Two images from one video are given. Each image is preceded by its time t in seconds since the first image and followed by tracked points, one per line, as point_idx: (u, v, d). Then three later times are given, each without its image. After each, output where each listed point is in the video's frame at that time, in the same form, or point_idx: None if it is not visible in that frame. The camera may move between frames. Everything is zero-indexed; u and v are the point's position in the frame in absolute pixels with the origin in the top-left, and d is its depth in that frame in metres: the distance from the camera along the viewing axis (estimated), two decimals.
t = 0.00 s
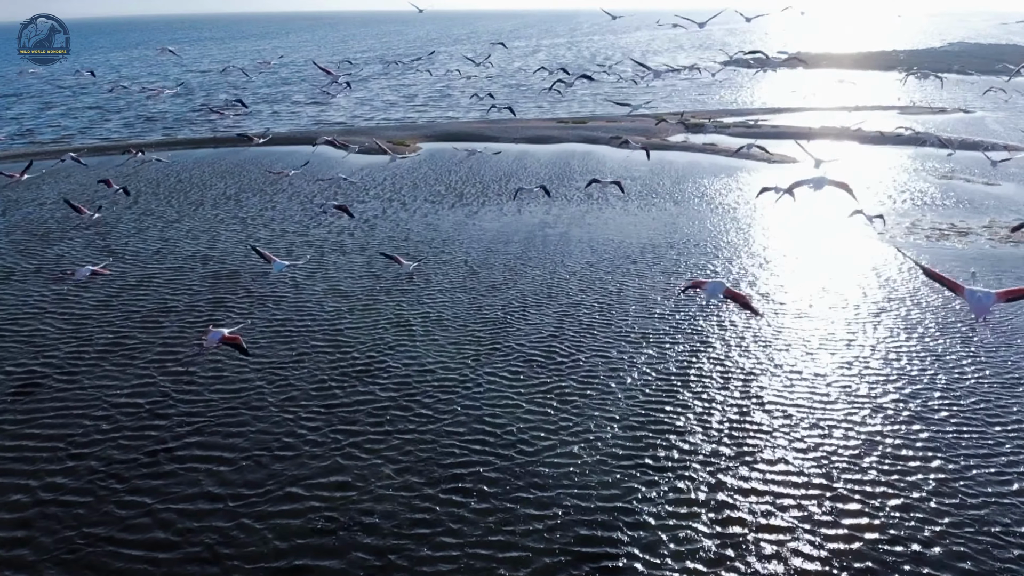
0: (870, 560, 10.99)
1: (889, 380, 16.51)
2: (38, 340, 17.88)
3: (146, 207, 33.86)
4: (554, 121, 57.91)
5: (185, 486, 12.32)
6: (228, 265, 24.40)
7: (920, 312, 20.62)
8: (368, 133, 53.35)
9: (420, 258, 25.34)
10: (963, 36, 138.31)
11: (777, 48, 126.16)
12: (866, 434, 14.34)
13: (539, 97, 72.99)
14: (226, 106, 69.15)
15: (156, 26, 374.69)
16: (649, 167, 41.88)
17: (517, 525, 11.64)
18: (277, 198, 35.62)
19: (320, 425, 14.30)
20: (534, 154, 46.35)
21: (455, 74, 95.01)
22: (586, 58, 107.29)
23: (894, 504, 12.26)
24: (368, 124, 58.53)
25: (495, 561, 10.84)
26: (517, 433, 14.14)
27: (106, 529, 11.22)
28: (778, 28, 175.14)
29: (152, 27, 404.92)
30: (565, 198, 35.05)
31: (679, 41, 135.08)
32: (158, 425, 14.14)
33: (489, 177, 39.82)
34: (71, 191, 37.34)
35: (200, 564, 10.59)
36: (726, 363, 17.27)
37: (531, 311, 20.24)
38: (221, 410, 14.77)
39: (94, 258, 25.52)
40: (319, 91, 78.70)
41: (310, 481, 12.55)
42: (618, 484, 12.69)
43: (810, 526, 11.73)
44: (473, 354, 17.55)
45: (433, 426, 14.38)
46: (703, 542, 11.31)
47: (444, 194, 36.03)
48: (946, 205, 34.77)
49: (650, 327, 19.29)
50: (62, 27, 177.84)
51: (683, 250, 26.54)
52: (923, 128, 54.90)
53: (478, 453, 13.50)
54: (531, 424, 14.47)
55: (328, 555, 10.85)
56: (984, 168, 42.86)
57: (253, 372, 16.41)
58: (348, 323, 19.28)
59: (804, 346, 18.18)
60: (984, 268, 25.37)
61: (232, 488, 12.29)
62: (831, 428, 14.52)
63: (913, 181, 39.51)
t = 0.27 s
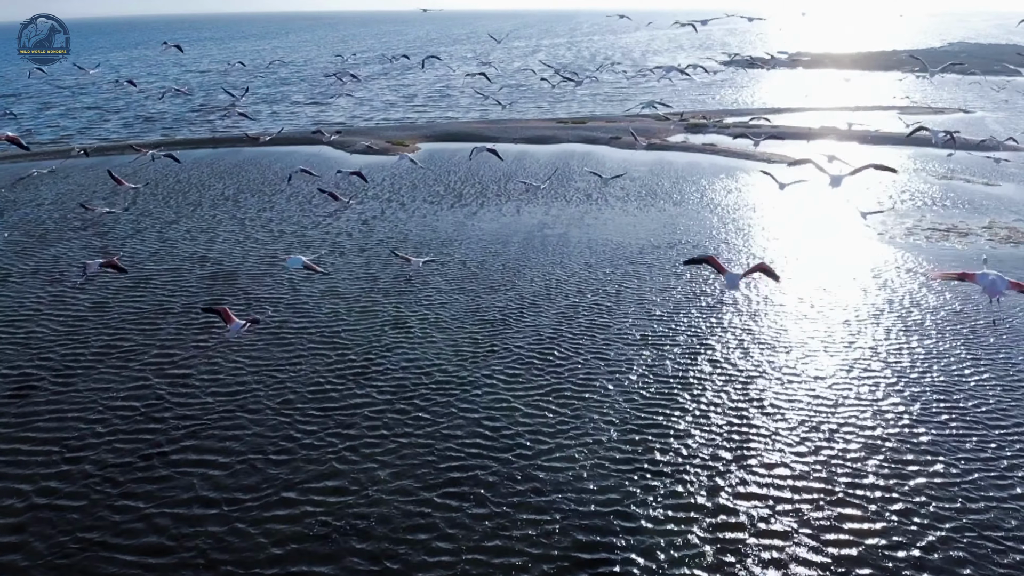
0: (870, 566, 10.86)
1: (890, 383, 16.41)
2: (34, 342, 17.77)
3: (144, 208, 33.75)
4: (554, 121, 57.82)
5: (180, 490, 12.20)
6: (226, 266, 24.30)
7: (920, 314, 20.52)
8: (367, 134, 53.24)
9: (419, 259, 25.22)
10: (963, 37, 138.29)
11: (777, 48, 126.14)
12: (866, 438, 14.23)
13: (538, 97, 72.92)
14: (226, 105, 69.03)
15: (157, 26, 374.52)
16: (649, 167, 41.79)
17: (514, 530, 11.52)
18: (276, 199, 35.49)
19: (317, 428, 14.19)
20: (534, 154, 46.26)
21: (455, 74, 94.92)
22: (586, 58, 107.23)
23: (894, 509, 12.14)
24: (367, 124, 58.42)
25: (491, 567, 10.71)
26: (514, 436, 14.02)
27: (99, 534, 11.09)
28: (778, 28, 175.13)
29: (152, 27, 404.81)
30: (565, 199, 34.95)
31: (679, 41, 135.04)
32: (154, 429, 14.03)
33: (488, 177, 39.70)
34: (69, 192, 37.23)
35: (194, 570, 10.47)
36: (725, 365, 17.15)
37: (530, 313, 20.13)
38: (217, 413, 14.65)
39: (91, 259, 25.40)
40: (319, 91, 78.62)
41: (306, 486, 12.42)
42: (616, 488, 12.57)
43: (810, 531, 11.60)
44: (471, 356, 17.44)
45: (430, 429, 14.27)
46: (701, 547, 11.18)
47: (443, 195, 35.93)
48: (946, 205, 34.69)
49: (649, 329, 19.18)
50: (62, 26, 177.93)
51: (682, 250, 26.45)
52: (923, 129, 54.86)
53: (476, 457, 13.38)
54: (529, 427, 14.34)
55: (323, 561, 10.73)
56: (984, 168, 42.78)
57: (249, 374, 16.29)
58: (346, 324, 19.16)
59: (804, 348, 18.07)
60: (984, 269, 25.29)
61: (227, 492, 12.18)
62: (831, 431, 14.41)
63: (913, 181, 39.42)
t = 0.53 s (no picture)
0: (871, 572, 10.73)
1: (891, 385, 16.28)
2: (30, 344, 17.64)
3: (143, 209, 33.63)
4: (554, 121, 57.72)
5: (174, 494, 12.06)
6: (224, 267, 24.17)
7: (921, 316, 20.40)
8: (366, 134, 53.10)
9: (417, 259, 25.10)
10: (963, 36, 138.11)
11: (777, 48, 126.09)
12: (867, 441, 14.09)
13: (538, 97, 72.82)
14: (225, 105, 68.90)
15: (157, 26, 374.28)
16: (648, 167, 41.67)
17: (512, 535, 11.37)
18: (274, 199, 35.35)
19: (313, 431, 14.05)
20: (533, 155, 46.13)
21: (455, 73, 94.83)
22: (586, 58, 107.15)
23: (896, 514, 12.00)
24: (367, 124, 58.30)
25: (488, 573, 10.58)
26: (512, 440, 13.88)
27: (92, 539, 10.95)
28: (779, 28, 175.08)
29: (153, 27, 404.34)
30: (564, 199, 34.83)
31: (679, 41, 134.94)
32: (149, 431, 13.89)
33: (487, 177, 39.58)
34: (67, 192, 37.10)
35: None
36: (724, 367, 17.03)
37: (528, 314, 20.00)
38: (213, 416, 14.51)
39: (88, 259, 25.27)
40: (319, 91, 78.53)
41: (301, 490, 12.28)
42: (615, 492, 12.44)
43: (811, 536, 11.47)
44: (469, 358, 17.32)
45: (428, 432, 14.13)
46: (700, 552, 11.05)
47: (442, 195, 35.81)
48: (947, 206, 34.59)
49: (648, 330, 19.06)
50: (62, 27, 177.92)
51: (682, 251, 26.34)
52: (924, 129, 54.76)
53: (473, 461, 13.24)
54: (527, 430, 14.21)
55: (318, 567, 10.59)
56: (985, 169, 42.69)
57: (246, 377, 16.16)
58: (343, 326, 19.04)
59: (805, 350, 17.95)
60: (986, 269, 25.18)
61: (222, 497, 12.03)
62: (832, 435, 14.28)
63: (913, 181, 39.32)
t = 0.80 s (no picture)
0: None
1: (891, 387, 16.16)
2: (26, 346, 17.52)
3: (141, 209, 33.53)
4: (553, 121, 57.62)
5: (169, 498, 11.93)
6: (222, 268, 24.06)
7: (921, 318, 20.30)
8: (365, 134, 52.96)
9: (416, 261, 24.98)
10: (963, 36, 138.00)
11: (776, 48, 126.10)
12: (868, 445, 13.96)
13: (537, 97, 72.74)
14: (224, 105, 68.79)
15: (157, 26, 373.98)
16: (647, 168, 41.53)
17: (509, 540, 11.24)
18: (272, 200, 35.22)
19: (310, 434, 13.92)
20: (532, 155, 46.03)
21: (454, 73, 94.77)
22: (585, 58, 107.10)
23: (898, 519, 11.87)
24: (366, 125, 58.18)
25: None
26: (510, 443, 13.76)
27: (85, 544, 10.82)
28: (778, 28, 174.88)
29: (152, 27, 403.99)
30: (563, 200, 34.73)
31: (679, 41, 134.94)
32: (144, 434, 13.76)
33: (486, 177, 39.47)
34: (65, 192, 37.00)
35: None
36: (723, 369, 16.92)
37: (526, 316, 19.87)
38: (209, 418, 14.37)
39: (86, 260, 25.17)
40: (318, 91, 78.45)
41: (297, 494, 12.14)
42: (613, 496, 12.31)
43: (811, 541, 11.34)
44: (467, 359, 17.20)
45: (425, 435, 13.99)
46: (698, 558, 10.92)
47: (442, 195, 35.71)
48: (947, 206, 34.52)
49: (647, 331, 18.95)
50: (62, 27, 178.35)
51: (681, 252, 26.24)
52: (924, 129, 54.70)
53: (471, 464, 13.11)
54: (525, 433, 14.08)
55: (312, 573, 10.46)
56: (985, 169, 42.62)
57: (242, 379, 16.04)
58: (341, 327, 18.92)
59: (804, 352, 17.83)
60: (986, 270, 25.10)
61: (217, 501, 11.89)
62: (832, 438, 14.16)
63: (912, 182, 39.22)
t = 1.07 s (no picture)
0: None
1: (893, 390, 16.01)
2: (22, 348, 17.41)
3: (140, 209, 33.39)
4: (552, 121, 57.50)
5: (163, 503, 11.78)
6: (219, 269, 23.92)
7: (923, 320, 20.17)
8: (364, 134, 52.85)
9: (414, 261, 24.86)
10: (963, 36, 137.62)
11: (776, 49, 126.09)
12: (870, 449, 13.81)
13: (537, 98, 72.63)
14: (223, 105, 68.64)
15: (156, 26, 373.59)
16: (647, 168, 41.40)
17: (507, 546, 11.09)
18: (271, 200, 35.11)
19: (306, 438, 13.76)
20: (531, 155, 45.89)
21: (454, 74, 94.66)
22: (585, 58, 106.95)
23: (900, 525, 11.71)
24: (365, 125, 58.04)
25: None
26: (508, 447, 13.60)
27: (77, 550, 10.66)
28: (778, 28, 174.74)
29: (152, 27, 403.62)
30: (563, 200, 34.61)
31: (679, 41, 134.86)
32: (139, 438, 13.61)
33: (485, 178, 39.37)
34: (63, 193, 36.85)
35: None
36: (723, 372, 16.78)
37: (525, 317, 19.76)
38: (205, 422, 14.22)
39: (83, 261, 25.06)
40: (317, 92, 78.33)
41: (293, 499, 11.98)
42: (612, 501, 12.16)
43: (813, 547, 11.18)
44: (465, 362, 17.07)
45: (422, 439, 13.84)
46: (696, 563, 10.80)
47: (441, 196, 35.57)
48: (947, 207, 34.41)
49: (646, 333, 18.83)
50: (62, 28, 178.57)
51: (681, 253, 26.13)
52: (923, 129, 54.61)
53: (469, 469, 12.95)
54: (523, 436, 13.93)
55: None
56: (985, 169, 42.50)
57: (239, 381, 15.92)
58: (338, 329, 18.77)
59: (805, 354, 17.70)
60: (987, 271, 24.97)
61: (212, 506, 11.73)
62: (833, 442, 14.01)
63: (913, 182, 39.08)
